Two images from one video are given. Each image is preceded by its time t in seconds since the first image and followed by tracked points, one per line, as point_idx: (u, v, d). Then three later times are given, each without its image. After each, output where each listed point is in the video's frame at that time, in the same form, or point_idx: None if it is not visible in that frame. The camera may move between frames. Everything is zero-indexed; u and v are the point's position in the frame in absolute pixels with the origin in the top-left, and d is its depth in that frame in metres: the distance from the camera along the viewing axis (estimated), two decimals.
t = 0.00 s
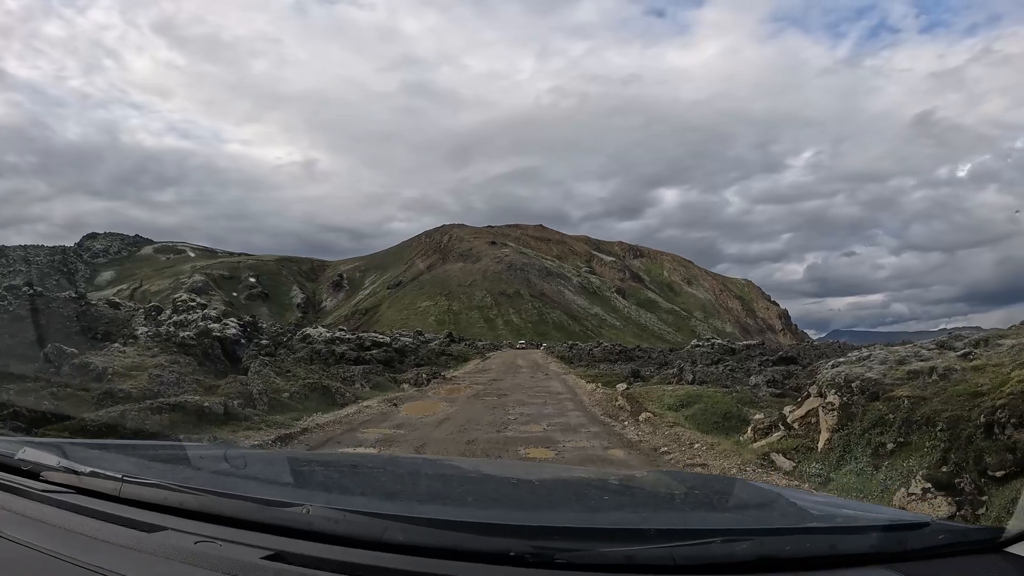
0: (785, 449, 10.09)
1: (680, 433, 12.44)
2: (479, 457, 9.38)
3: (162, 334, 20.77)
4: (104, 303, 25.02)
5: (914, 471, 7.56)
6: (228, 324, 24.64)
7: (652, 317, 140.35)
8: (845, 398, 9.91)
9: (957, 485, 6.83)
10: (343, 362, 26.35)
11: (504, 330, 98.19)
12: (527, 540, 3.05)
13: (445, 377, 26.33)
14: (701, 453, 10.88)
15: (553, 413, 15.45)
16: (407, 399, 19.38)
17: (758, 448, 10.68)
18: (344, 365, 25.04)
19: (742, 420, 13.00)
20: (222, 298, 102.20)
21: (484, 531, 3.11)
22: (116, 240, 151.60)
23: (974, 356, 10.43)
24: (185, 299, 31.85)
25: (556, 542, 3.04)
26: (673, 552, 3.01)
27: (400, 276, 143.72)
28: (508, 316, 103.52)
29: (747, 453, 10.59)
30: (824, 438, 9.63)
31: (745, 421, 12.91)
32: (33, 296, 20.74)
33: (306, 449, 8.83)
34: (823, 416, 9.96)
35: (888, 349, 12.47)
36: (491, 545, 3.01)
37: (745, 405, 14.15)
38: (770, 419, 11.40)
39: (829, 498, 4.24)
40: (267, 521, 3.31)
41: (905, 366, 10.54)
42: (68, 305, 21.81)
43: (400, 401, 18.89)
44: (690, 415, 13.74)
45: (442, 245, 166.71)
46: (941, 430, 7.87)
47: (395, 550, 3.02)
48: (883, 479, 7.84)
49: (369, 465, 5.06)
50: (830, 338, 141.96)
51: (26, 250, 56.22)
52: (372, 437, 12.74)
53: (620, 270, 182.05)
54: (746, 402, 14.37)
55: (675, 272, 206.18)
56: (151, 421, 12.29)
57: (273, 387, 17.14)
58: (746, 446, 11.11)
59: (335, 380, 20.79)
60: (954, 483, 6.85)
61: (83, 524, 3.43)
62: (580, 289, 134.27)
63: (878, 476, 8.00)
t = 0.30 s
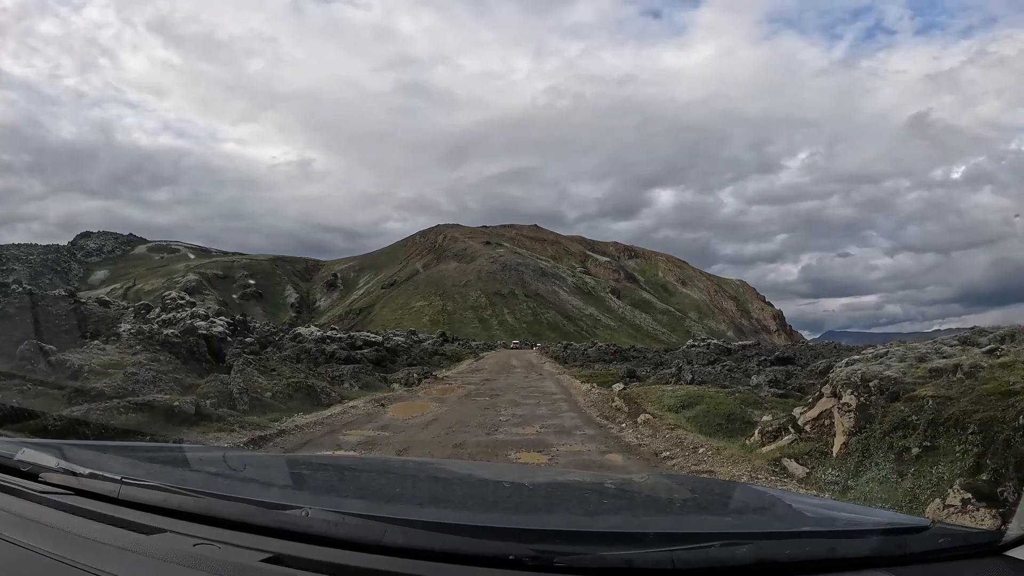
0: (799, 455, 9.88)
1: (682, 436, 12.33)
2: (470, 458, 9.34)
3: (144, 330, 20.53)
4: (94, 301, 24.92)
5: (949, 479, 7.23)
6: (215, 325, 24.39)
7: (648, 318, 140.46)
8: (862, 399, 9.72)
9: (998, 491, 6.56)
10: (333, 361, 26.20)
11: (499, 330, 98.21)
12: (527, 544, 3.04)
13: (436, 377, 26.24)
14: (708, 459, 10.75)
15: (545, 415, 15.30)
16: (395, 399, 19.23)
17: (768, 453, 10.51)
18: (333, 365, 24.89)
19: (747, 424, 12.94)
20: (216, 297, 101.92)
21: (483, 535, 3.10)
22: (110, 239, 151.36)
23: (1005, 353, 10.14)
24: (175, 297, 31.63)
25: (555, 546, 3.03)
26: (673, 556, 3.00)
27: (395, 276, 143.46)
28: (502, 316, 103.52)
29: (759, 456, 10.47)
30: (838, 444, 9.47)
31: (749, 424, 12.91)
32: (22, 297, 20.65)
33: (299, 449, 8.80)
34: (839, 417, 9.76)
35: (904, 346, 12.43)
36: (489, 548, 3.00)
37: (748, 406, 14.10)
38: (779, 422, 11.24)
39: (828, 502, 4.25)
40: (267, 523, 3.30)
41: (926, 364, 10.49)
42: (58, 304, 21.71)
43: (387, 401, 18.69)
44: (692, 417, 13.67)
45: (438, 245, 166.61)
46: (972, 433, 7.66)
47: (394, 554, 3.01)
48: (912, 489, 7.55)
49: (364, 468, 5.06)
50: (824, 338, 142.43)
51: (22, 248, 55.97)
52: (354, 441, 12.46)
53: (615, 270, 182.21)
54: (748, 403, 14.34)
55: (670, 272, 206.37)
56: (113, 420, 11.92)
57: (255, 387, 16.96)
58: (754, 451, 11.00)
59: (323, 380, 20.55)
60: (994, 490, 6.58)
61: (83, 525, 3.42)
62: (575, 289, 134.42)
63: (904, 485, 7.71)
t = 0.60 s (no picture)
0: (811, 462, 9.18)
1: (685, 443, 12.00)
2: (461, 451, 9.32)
3: (126, 330, 20.25)
4: (83, 301, 24.72)
5: (982, 493, 6.42)
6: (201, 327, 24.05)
7: (643, 317, 140.53)
8: (883, 404, 8.92)
9: None
10: (324, 361, 26.01)
11: (494, 330, 98.17)
12: (528, 533, 3.04)
13: (428, 377, 26.14)
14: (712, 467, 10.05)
15: (540, 419, 14.85)
16: (385, 400, 19.00)
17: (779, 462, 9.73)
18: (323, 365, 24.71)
19: (752, 429, 12.62)
20: (210, 297, 101.68)
21: (484, 524, 3.11)
22: (104, 238, 150.65)
23: None
24: (166, 297, 31.39)
25: (556, 535, 3.04)
26: (673, 545, 3.02)
27: (390, 276, 143.27)
28: (497, 315, 103.44)
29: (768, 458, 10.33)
30: (854, 455, 8.78)
31: (754, 428, 12.64)
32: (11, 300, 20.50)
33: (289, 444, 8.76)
34: (858, 423, 9.02)
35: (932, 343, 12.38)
36: (490, 537, 3.01)
37: (753, 410, 13.97)
38: (790, 427, 10.78)
39: (825, 494, 4.28)
40: (270, 512, 3.30)
41: (951, 366, 9.73)
42: (48, 304, 21.56)
43: (377, 403, 18.31)
44: (695, 423, 13.28)
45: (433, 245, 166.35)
46: (1011, 441, 6.90)
47: (397, 541, 3.02)
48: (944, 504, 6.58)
49: (355, 454, 5.12)
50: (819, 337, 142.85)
51: (13, 248, 55.58)
52: (340, 439, 11.94)
53: (611, 270, 182.10)
54: (752, 408, 14.10)
55: (665, 272, 206.57)
56: (76, 418, 11.45)
57: (235, 388, 16.58)
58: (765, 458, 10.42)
59: (308, 382, 20.17)
60: None
61: (87, 514, 3.42)
62: (571, 288, 134.43)
63: (936, 496, 6.80)
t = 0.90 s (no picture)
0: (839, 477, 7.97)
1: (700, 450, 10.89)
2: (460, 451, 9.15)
3: (114, 331, 19.97)
4: (75, 303, 24.51)
5: None
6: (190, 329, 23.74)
7: (640, 317, 140.46)
8: (916, 412, 7.93)
9: None
10: (317, 364, 25.71)
11: (490, 329, 98.01)
12: (540, 531, 3.03)
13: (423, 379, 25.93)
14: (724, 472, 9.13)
15: (540, 425, 13.98)
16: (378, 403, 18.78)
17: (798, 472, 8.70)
18: (316, 367, 24.56)
19: (767, 439, 11.54)
20: (206, 298, 101.41)
21: (496, 524, 3.10)
22: (98, 238, 149.95)
23: None
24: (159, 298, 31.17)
25: (569, 532, 3.02)
26: (687, 537, 2.99)
27: (387, 276, 143.00)
28: (494, 315, 103.28)
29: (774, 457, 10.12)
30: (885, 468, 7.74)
31: (767, 435, 11.66)
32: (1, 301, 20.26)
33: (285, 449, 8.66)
34: (888, 434, 8.03)
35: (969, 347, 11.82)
36: (503, 537, 2.99)
37: (766, 415, 13.21)
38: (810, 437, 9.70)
39: (827, 479, 4.32)
40: (282, 522, 3.29)
41: (987, 371, 8.53)
42: (39, 306, 21.34)
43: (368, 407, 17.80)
44: (705, 430, 12.20)
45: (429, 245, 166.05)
46: None
47: (411, 546, 3.00)
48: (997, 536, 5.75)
49: (355, 462, 5.08)
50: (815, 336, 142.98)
51: (9, 249, 55.33)
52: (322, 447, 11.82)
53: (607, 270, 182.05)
54: (764, 416, 13.13)
55: (661, 271, 206.59)
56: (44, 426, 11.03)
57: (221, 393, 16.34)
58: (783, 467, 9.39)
59: (296, 386, 19.69)
60: None
61: (99, 533, 3.40)
62: (567, 288, 134.34)
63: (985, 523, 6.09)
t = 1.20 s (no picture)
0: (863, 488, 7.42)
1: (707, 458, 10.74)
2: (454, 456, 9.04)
3: (97, 328, 19.73)
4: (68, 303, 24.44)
5: None
6: (177, 329, 23.56)
7: (636, 317, 140.53)
8: (947, 415, 7.35)
9: None
10: (308, 363, 25.62)
11: (486, 330, 98.01)
12: (534, 539, 3.03)
13: (415, 379, 25.86)
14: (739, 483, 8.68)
15: (533, 428, 13.90)
16: (366, 405, 18.61)
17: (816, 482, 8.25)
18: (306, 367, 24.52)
19: (775, 443, 11.34)
20: (201, 298, 101.24)
21: (491, 532, 3.10)
22: (93, 237, 149.72)
23: None
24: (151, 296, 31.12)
25: (564, 541, 3.03)
26: (682, 548, 3.00)
27: (383, 275, 142.85)
28: (490, 315, 103.32)
29: (786, 456, 10.11)
30: (913, 476, 7.18)
31: (776, 440, 11.49)
32: None
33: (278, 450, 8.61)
34: (915, 438, 7.49)
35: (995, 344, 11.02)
36: (499, 544, 2.99)
37: (773, 417, 13.10)
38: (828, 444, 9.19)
39: (824, 492, 4.32)
40: (276, 525, 3.28)
41: None
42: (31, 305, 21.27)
43: (354, 410, 17.49)
44: (709, 434, 12.03)
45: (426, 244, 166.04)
46: None
47: (405, 551, 3.00)
48: None
49: (350, 465, 5.08)
50: (812, 336, 143.25)
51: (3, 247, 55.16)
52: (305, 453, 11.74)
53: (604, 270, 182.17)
54: (772, 418, 13.02)
55: (658, 272, 206.74)
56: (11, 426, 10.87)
57: (201, 394, 16.34)
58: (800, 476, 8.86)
59: (280, 387, 19.39)
60: None
61: (92, 530, 3.40)
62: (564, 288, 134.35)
63: None
